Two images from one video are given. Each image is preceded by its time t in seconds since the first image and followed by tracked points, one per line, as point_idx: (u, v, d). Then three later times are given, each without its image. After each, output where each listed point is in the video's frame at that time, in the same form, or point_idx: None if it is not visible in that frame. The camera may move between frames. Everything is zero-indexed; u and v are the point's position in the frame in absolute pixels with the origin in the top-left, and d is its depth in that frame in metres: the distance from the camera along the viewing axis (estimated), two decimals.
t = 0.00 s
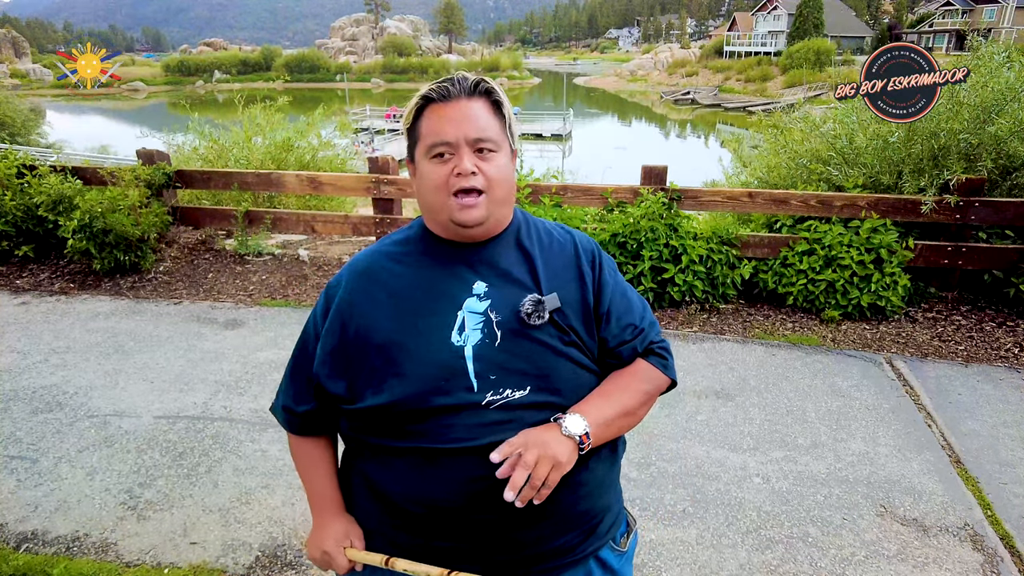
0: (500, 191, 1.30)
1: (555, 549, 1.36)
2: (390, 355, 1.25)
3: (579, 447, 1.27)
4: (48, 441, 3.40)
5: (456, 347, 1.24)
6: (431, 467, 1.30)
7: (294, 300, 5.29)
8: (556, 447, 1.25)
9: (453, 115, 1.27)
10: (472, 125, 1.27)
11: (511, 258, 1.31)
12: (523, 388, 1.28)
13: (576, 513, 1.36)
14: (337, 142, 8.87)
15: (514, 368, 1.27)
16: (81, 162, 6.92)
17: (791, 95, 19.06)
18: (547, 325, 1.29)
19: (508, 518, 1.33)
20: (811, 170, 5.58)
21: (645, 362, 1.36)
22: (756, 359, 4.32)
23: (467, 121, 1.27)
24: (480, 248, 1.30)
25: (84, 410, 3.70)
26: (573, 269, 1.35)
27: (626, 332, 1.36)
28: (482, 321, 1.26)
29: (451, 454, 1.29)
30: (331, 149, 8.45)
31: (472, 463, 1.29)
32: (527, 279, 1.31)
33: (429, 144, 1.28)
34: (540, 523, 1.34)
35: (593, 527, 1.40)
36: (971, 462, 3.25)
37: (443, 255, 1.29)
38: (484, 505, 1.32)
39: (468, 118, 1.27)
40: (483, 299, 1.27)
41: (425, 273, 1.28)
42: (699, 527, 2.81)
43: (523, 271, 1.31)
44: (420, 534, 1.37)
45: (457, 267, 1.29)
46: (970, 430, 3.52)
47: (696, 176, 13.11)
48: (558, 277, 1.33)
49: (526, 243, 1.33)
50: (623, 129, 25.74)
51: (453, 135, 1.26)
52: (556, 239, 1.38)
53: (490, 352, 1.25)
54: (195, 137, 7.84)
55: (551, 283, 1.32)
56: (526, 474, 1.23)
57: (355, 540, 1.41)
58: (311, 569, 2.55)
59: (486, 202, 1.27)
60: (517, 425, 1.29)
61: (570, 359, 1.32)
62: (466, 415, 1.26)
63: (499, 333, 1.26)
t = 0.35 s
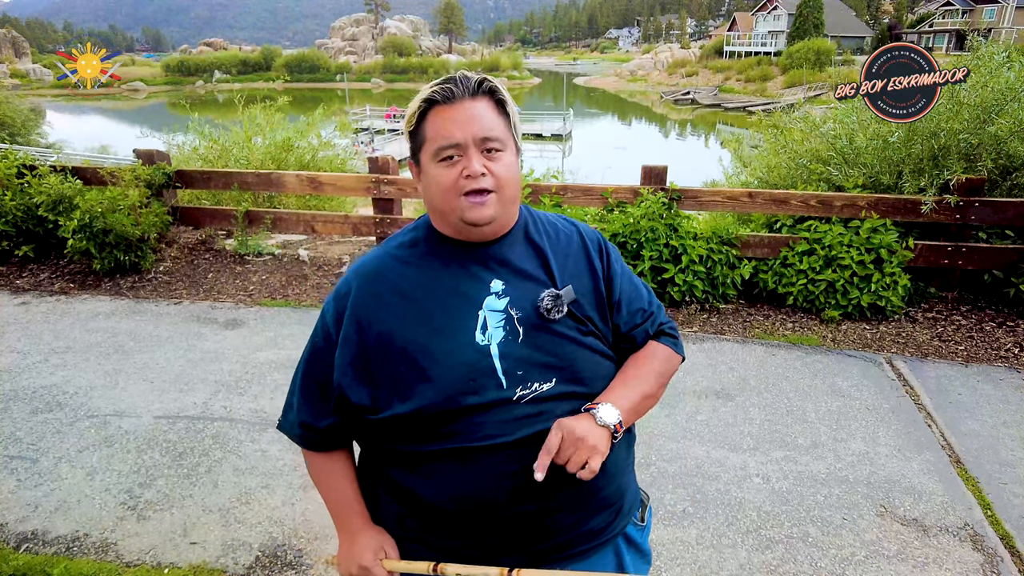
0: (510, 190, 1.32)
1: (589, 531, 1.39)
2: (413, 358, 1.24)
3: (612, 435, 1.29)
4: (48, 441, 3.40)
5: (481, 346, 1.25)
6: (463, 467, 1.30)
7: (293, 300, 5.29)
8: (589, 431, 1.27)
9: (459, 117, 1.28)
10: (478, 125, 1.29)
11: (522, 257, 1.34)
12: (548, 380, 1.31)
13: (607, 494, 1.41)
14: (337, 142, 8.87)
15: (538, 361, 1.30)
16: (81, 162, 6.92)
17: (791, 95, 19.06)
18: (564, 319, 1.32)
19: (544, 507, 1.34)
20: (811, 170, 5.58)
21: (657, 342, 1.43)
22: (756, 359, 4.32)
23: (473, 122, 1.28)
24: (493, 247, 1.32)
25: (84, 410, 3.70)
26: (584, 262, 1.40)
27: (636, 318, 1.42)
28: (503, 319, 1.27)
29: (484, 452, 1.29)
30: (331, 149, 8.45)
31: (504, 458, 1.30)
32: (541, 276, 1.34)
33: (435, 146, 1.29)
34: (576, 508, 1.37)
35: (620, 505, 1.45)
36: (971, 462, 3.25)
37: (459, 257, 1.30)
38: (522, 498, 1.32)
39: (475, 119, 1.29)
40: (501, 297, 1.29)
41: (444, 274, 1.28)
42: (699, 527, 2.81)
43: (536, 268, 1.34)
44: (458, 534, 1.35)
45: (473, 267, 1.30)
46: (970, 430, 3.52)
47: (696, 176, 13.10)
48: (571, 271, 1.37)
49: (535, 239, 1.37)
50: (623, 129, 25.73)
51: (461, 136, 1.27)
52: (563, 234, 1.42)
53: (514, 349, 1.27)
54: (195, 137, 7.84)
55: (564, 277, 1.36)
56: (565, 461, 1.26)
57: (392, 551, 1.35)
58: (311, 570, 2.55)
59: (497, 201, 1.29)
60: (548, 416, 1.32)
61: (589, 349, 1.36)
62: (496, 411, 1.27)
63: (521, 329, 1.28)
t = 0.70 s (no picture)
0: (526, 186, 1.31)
1: (603, 517, 1.35)
2: (425, 347, 1.26)
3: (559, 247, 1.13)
4: (48, 441, 3.40)
5: (490, 331, 1.24)
6: (472, 450, 1.30)
7: (293, 300, 5.29)
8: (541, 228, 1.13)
9: (477, 121, 1.28)
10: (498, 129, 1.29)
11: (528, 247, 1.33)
12: (556, 363, 1.27)
13: (619, 480, 1.36)
14: (337, 142, 8.87)
15: (547, 345, 1.26)
16: (81, 162, 6.93)
17: (791, 95, 19.07)
18: (565, 302, 1.28)
19: (555, 491, 1.30)
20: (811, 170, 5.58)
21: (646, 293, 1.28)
22: (756, 359, 4.32)
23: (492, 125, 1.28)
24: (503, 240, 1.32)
25: (84, 410, 3.70)
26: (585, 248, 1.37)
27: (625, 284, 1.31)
28: (510, 305, 1.26)
29: (494, 435, 1.27)
30: (331, 149, 8.45)
31: (513, 441, 1.27)
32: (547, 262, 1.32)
33: (454, 149, 1.29)
34: (588, 493, 1.32)
35: (634, 491, 1.41)
36: (971, 462, 3.25)
37: (470, 251, 1.31)
38: (532, 478, 1.29)
39: (494, 122, 1.29)
40: (509, 284, 1.27)
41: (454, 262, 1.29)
42: (699, 527, 2.81)
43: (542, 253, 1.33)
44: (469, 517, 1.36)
45: (484, 257, 1.30)
46: (970, 430, 3.52)
47: (696, 176, 13.10)
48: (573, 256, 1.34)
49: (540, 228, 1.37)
50: (623, 129, 25.72)
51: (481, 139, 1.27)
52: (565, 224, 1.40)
53: (521, 333, 1.25)
54: (195, 137, 7.84)
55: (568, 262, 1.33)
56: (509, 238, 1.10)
57: (406, 532, 1.42)
58: (311, 570, 2.55)
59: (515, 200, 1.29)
60: (559, 398, 1.28)
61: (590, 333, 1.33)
62: (504, 395, 1.25)
63: (527, 314, 1.26)
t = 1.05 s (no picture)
0: (532, 175, 1.32)
1: (582, 524, 1.30)
2: (425, 330, 1.30)
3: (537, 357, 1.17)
4: (49, 441, 3.40)
5: (485, 325, 1.26)
6: (459, 437, 1.32)
7: (293, 300, 5.29)
8: (511, 364, 1.15)
9: (484, 107, 1.32)
10: (501, 115, 1.32)
11: (540, 244, 1.31)
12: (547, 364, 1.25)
13: (601, 489, 1.29)
14: (337, 142, 8.87)
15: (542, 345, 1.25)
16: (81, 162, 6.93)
17: (791, 95, 19.10)
18: (570, 307, 1.27)
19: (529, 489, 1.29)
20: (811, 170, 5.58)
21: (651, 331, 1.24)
22: (756, 359, 4.32)
23: (498, 112, 1.32)
24: (514, 236, 1.31)
25: (84, 410, 3.70)
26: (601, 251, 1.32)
27: (641, 304, 1.27)
28: (509, 302, 1.26)
29: (478, 423, 1.29)
30: (331, 148, 8.45)
31: (496, 433, 1.28)
32: (557, 261, 1.29)
33: (462, 135, 1.34)
34: (564, 496, 1.28)
35: (624, 505, 1.32)
36: (971, 462, 3.25)
37: (486, 245, 1.31)
38: (505, 472, 1.29)
39: (499, 109, 1.32)
40: (512, 281, 1.27)
41: (461, 254, 1.31)
42: (699, 527, 2.81)
43: (553, 256, 1.30)
44: (451, 502, 1.36)
45: (492, 253, 1.30)
46: (969, 430, 3.52)
47: (696, 176, 13.10)
48: (586, 258, 1.30)
49: (557, 228, 1.33)
50: (623, 129, 25.71)
51: (483, 125, 1.31)
52: (588, 223, 1.36)
53: (516, 330, 1.25)
54: (194, 137, 7.84)
55: (581, 263, 1.29)
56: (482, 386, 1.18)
57: (397, 504, 1.44)
58: (311, 570, 2.54)
59: (517, 185, 1.30)
60: (542, 399, 1.25)
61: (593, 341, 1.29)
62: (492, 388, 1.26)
63: (526, 313, 1.25)
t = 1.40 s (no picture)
0: (562, 178, 1.33)
1: (568, 525, 1.30)
2: (436, 318, 1.33)
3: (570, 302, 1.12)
4: (49, 441, 3.40)
5: (493, 319, 1.25)
6: (457, 426, 1.34)
7: (294, 300, 5.30)
8: (545, 292, 1.09)
9: (520, 107, 1.34)
10: (536, 115, 1.33)
11: (556, 246, 1.31)
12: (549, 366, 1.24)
13: (590, 492, 1.29)
14: (337, 142, 8.87)
15: (545, 345, 1.23)
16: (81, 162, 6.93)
17: (791, 95, 19.14)
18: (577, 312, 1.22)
19: (519, 484, 1.30)
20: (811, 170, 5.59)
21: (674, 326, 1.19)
22: (756, 359, 4.32)
23: (532, 112, 1.33)
24: (543, 236, 1.32)
25: (84, 410, 3.70)
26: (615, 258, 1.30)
27: (658, 309, 1.22)
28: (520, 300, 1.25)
29: (474, 414, 1.31)
30: (331, 148, 8.46)
31: (490, 425, 1.29)
32: (570, 264, 1.28)
33: (496, 132, 1.35)
34: (550, 496, 1.29)
35: (613, 512, 1.32)
36: (971, 462, 3.26)
37: (511, 245, 1.33)
38: (496, 465, 1.30)
39: (534, 109, 1.33)
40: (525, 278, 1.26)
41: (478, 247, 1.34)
42: (699, 527, 2.81)
43: (568, 258, 1.29)
44: (446, 487, 1.39)
45: (510, 250, 1.32)
46: (969, 430, 3.53)
47: (696, 176, 13.10)
48: (598, 262, 1.28)
49: (574, 232, 1.32)
50: (622, 129, 25.72)
51: (517, 125, 1.32)
52: (608, 229, 1.34)
53: (523, 329, 1.23)
54: (195, 137, 7.84)
55: (594, 267, 1.27)
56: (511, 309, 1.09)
57: (399, 479, 1.49)
58: (311, 569, 2.55)
59: (546, 186, 1.31)
60: (538, 399, 1.26)
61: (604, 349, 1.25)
62: (493, 381, 1.27)
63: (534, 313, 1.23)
